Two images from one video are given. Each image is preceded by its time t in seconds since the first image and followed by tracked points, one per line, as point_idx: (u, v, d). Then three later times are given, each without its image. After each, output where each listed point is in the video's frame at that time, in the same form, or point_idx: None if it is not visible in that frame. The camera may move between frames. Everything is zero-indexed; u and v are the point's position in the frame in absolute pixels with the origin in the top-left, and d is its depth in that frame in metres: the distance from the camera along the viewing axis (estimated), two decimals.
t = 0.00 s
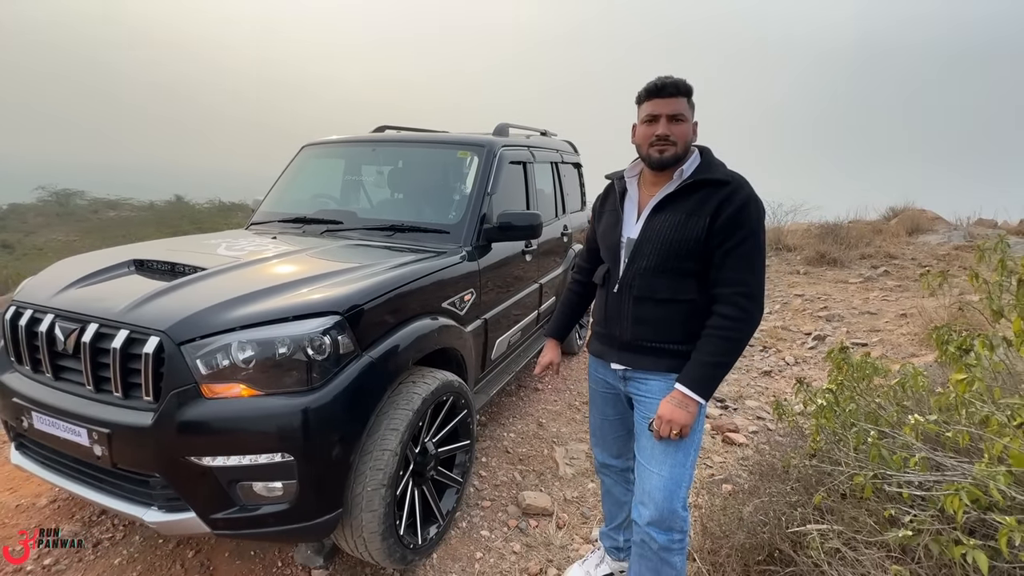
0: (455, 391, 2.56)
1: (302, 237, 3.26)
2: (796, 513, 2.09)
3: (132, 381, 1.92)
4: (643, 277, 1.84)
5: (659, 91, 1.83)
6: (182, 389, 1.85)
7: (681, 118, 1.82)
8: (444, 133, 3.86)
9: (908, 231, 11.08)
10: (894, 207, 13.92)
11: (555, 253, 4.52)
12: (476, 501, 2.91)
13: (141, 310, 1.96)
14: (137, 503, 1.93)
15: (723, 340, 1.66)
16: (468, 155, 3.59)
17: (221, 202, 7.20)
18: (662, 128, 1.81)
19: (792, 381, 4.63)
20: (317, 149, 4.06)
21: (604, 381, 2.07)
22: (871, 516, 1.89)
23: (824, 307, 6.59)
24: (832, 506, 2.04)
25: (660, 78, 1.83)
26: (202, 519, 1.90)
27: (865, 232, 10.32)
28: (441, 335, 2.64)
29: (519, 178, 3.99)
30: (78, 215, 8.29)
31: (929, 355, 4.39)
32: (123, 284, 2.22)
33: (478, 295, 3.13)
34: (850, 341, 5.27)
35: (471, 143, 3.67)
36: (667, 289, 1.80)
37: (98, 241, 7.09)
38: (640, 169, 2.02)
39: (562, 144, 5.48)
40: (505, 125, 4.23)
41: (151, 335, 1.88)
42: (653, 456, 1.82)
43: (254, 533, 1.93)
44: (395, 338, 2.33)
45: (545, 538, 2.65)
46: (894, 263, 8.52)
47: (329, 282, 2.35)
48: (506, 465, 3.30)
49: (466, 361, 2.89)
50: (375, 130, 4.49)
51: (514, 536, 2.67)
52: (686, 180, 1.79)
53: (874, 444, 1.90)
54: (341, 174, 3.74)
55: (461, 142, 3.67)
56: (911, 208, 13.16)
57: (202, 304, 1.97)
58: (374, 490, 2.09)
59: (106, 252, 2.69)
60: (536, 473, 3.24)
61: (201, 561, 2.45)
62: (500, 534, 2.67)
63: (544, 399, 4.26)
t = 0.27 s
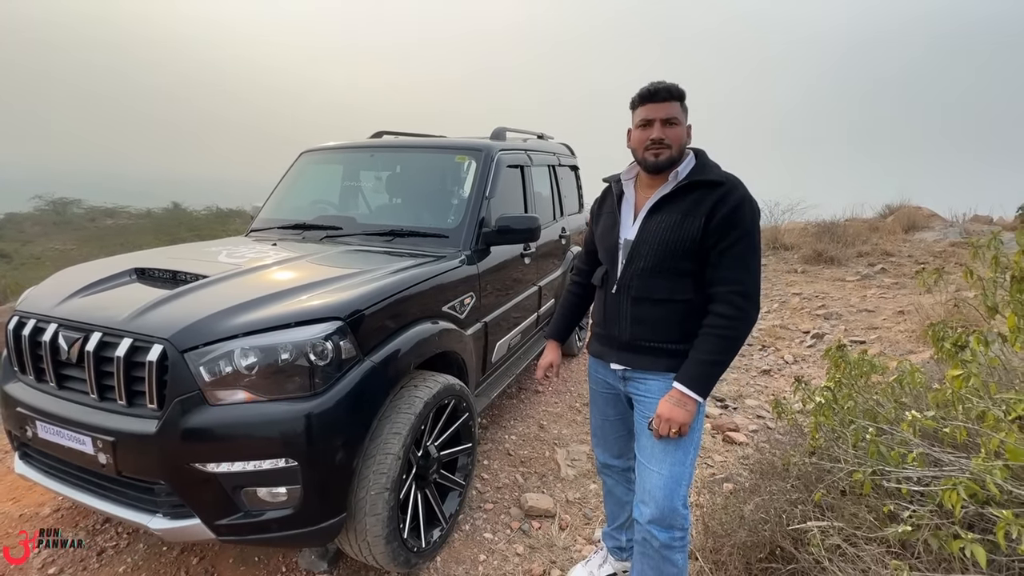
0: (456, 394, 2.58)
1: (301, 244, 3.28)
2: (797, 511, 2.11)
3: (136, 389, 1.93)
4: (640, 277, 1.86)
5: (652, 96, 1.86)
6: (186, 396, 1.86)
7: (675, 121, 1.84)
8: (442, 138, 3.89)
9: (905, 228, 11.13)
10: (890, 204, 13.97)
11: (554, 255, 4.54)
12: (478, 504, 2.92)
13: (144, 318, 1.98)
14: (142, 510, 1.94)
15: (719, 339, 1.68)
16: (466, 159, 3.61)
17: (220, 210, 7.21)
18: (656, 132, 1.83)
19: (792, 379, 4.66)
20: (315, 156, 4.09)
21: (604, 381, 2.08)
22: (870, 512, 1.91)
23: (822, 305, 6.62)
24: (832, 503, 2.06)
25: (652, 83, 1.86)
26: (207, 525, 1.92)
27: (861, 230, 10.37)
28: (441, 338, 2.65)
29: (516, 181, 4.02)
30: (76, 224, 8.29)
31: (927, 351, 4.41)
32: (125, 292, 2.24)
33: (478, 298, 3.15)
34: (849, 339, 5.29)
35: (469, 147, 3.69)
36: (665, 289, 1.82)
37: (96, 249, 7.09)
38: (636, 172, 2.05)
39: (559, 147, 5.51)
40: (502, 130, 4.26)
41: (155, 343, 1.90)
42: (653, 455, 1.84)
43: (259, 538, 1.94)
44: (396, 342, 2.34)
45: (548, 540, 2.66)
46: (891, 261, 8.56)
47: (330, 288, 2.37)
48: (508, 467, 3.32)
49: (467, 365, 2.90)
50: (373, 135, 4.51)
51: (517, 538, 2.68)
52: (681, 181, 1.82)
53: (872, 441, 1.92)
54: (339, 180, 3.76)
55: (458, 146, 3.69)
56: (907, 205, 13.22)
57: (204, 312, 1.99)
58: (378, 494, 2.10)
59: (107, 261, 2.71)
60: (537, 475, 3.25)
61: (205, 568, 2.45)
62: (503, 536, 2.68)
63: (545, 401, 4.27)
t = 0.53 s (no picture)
0: (456, 399, 2.58)
1: (300, 250, 3.29)
2: (797, 511, 2.12)
3: (136, 398, 1.93)
4: (639, 279, 1.87)
5: (646, 101, 1.87)
6: (186, 405, 1.86)
7: (670, 126, 1.85)
8: (439, 143, 3.90)
9: (901, 227, 11.17)
10: (886, 203, 14.02)
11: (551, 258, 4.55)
12: (480, 509, 2.92)
13: (144, 327, 1.98)
14: (143, 519, 1.94)
15: (717, 338, 1.69)
16: (463, 164, 3.62)
17: (218, 216, 7.20)
18: (651, 136, 1.84)
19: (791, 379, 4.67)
20: (313, 162, 4.10)
21: (603, 384, 2.08)
22: (870, 512, 1.92)
23: (820, 305, 6.63)
24: (832, 503, 2.07)
25: (646, 88, 1.87)
26: (208, 533, 1.92)
27: (858, 229, 10.40)
28: (440, 343, 2.66)
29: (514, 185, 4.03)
30: (74, 232, 8.28)
31: (925, 349, 4.43)
32: (125, 301, 2.24)
33: (477, 302, 3.15)
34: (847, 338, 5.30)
35: (466, 152, 3.70)
36: (663, 290, 1.83)
37: (94, 257, 7.08)
38: (632, 175, 2.06)
39: (556, 150, 5.52)
40: (499, 134, 4.27)
41: (155, 352, 1.90)
42: (653, 456, 1.85)
43: (261, 545, 1.94)
44: (395, 348, 2.35)
45: (550, 543, 2.66)
46: (888, 260, 8.59)
47: (329, 294, 2.37)
48: (508, 471, 3.32)
49: (467, 369, 2.90)
50: (370, 141, 4.52)
51: (519, 542, 2.68)
52: (677, 184, 1.83)
53: (871, 440, 1.92)
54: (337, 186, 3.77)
55: (455, 151, 3.70)
56: (902, 203, 13.27)
57: (203, 320, 1.99)
58: (379, 500, 2.10)
59: (106, 270, 2.71)
60: (538, 478, 3.25)
61: None
62: (504, 540, 2.68)
63: (545, 404, 4.28)
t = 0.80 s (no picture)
0: (455, 407, 2.57)
1: (297, 258, 3.28)
2: (798, 516, 2.11)
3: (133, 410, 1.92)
4: (638, 284, 1.87)
5: (672, 108, 1.88)
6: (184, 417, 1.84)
7: (682, 141, 1.86)
8: (436, 149, 3.90)
9: (898, 227, 11.20)
10: (882, 204, 14.05)
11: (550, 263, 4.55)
12: (480, 516, 2.91)
13: (140, 339, 1.97)
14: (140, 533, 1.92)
15: (729, 328, 1.70)
16: (460, 171, 3.62)
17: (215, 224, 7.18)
18: (661, 144, 1.85)
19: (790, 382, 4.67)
20: (310, 170, 4.10)
21: (603, 390, 2.08)
22: (871, 517, 1.91)
23: (819, 306, 6.64)
24: (833, 508, 2.06)
25: (680, 94, 1.87)
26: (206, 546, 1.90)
27: (855, 230, 10.43)
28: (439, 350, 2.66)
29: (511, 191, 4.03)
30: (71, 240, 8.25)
31: (923, 351, 4.43)
32: (121, 312, 2.23)
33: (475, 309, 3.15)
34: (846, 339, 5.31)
35: (463, 158, 3.70)
36: (663, 293, 1.83)
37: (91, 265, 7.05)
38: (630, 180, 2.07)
39: (553, 155, 5.53)
40: (496, 140, 4.28)
41: (152, 364, 1.88)
42: (655, 462, 1.84)
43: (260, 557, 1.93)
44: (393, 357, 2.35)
45: (551, 550, 2.65)
46: (885, 260, 8.61)
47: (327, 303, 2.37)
48: (509, 478, 3.31)
49: (466, 376, 2.90)
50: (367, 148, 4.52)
51: (520, 550, 2.67)
52: (675, 190, 1.84)
53: (872, 444, 1.92)
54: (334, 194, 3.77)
55: (453, 158, 3.71)
56: (899, 204, 13.30)
57: (200, 331, 1.98)
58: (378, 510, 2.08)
59: (103, 280, 2.70)
60: (539, 485, 3.24)
61: None
62: (505, 548, 2.67)
63: (545, 409, 4.27)
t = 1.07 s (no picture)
0: (456, 411, 2.55)
1: (297, 262, 3.26)
2: (803, 520, 2.09)
3: (131, 416, 1.90)
4: (644, 284, 1.85)
5: (674, 107, 1.86)
6: (183, 422, 1.83)
7: (687, 138, 1.85)
8: (436, 152, 3.89)
9: (898, 227, 11.19)
10: (882, 204, 14.05)
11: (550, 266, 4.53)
12: (482, 521, 2.89)
13: (138, 344, 1.95)
14: (139, 540, 1.90)
15: (740, 314, 1.67)
16: (460, 173, 3.60)
17: (216, 227, 7.16)
18: (667, 143, 1.83)
19: (793, 383, 4.65)
20: (310, 173, 4.08)
21: (605, 394, 2.05)
22: (878, 520, 1.89)
23: (820, 307, 6.63)
24: (838, 512, 2.04)
25: (679, 93, 1.85)
26: (206, 553, 1.88)
27: (855, 230, 10.42)
28: (440, 354, 2.64)
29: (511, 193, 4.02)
30: (71, 244, 8.24)
31: (926, 352, 4.41)
32: (120, 318, 2.21)
33: (476, 312, 3.13)
34: (847, 341, 5.29)
35: (463, 161, 3.68)
36: (669, 294, 1.82)
37: (92, 269, 7.03)
38: (634, 181, 2.06)
39: (553, 157, 5.52)
40: (495, 142, 4.26)
41: (150, 369, 1.87)
42: (660, 465, 1.82)
43: (260, 565, 1.91)
44: (394, 360, 2.33)
45: (554, 555, 2.62)
46: (886, 261, 8.59)
47: (327, 306, 2.35)
48: (511, 482, 3.29)
49: (467, 380, 2.87)
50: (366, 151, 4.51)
51: (522, 555, 2.65)
52: (681, 192, 1.84)
53: (877, 447, 1.90)
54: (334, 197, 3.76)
55: (453, 160, 3.69)
56: (899, 204, 13.29)
57: (199, 336, 1.96)
58: (380, 516, 2.06)
59: (102, 285, 2.68)
60: (541, 489, 3.22)
61: None
62: (508, 553, 2.65)
63: (546, 412, 4.25)
